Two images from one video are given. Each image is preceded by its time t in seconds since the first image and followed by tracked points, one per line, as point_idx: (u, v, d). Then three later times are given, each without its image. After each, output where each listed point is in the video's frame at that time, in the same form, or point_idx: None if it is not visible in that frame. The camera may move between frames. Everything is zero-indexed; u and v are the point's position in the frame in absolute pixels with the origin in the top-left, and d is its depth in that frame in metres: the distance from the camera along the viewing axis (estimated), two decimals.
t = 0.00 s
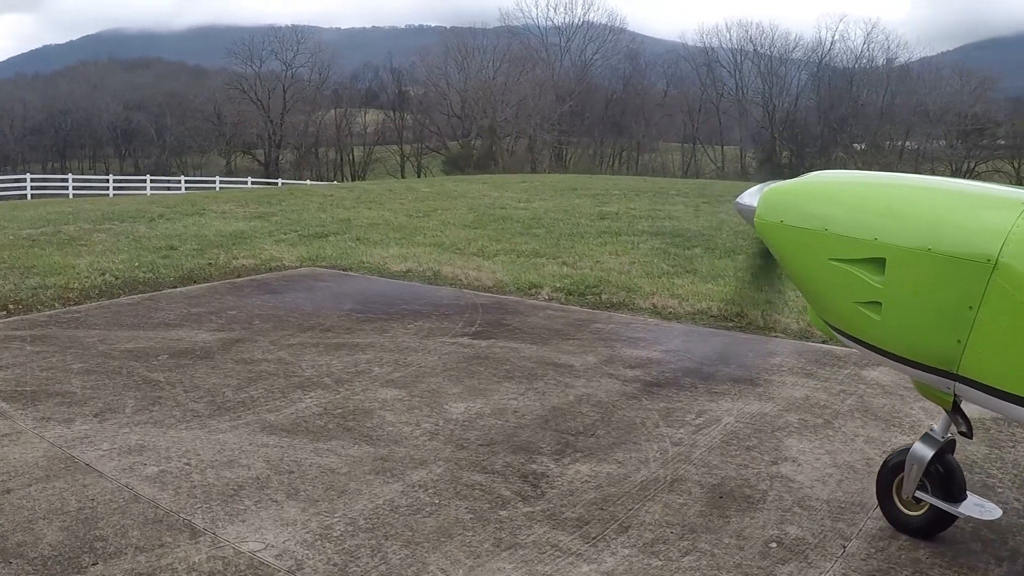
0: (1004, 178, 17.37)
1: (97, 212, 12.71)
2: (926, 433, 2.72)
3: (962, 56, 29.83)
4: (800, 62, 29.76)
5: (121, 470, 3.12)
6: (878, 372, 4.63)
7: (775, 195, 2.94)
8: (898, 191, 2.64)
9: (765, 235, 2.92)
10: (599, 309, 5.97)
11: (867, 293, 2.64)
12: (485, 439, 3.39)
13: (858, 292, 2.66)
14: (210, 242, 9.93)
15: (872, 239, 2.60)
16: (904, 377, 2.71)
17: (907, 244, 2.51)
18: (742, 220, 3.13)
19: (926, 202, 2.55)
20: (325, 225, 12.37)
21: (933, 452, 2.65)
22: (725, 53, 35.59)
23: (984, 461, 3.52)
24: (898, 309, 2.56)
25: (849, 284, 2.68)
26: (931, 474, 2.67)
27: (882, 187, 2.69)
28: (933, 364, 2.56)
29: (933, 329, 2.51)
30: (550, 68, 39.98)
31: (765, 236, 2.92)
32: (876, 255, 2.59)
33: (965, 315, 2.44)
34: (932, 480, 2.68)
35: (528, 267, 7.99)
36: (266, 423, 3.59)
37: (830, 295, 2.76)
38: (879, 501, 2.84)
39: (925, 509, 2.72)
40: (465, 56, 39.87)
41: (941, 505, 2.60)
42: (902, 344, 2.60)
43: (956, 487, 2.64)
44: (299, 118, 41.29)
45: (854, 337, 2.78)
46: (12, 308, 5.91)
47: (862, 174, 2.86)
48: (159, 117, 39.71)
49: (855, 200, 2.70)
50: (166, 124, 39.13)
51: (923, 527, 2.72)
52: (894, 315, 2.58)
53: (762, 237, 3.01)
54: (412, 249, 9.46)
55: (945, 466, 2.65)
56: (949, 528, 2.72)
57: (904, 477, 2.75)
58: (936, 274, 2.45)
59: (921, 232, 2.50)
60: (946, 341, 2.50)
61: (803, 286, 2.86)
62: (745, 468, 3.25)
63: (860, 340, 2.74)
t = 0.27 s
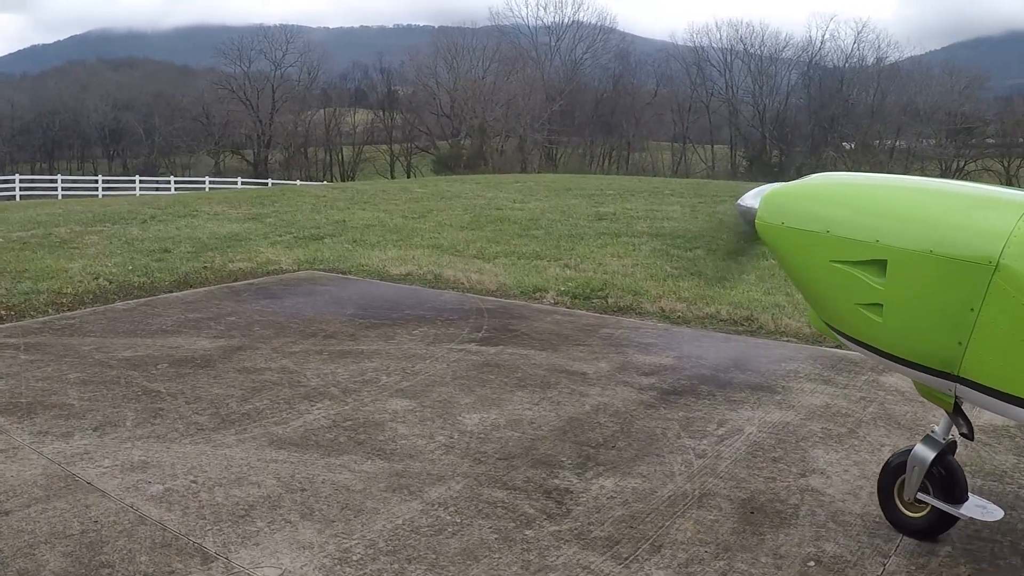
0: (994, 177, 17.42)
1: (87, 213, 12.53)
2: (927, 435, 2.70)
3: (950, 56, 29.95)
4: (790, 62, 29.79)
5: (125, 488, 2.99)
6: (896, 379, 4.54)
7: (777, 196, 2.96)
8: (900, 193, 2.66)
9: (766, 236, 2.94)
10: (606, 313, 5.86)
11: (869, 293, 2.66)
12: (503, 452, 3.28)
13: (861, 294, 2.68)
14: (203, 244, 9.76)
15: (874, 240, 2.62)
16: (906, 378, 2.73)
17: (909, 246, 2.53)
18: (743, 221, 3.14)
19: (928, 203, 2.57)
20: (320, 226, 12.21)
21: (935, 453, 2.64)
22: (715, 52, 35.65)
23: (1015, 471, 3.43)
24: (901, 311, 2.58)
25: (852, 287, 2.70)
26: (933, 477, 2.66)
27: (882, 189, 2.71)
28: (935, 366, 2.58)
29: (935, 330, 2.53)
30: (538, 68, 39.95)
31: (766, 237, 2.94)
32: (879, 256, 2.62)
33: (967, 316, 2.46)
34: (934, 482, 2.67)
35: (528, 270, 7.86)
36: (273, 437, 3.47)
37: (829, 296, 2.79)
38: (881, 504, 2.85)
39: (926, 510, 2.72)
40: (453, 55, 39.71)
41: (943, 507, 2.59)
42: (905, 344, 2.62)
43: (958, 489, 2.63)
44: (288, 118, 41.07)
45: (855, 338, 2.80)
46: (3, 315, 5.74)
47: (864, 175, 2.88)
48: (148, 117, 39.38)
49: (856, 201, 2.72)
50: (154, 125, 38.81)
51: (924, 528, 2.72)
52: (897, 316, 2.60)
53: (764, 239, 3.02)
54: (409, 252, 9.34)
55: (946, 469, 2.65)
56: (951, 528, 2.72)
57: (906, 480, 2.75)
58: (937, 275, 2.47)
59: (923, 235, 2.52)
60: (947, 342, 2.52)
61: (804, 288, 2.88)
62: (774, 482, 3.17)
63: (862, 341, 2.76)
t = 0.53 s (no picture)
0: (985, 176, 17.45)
1: (77, 215, 12.36)
2: (930, 433, 2.74)
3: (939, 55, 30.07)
4: (780, 62, 29.85)
5: (130, 507, 2.85)
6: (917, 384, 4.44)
7: (779, 195, 2.94)
8: (901, 193, 2.64)
9: (768, 236, 2.93)
10: (615, 318, 5.75)
11: (870, 293, 2.64)
12: (524, 466, 3.16)
13: (862, 295, 2.66)
14: (197, 247, 9.58)
15: (875, 241, 2.61)
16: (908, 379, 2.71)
17: (909, 245, 2.52)
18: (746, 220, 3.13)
19: (930, 203, 2.55)
20: (314, 228, 12.05)
21: (937, 453, 2.67)
22: (705, 53, 35.71)
23: None
24: (902, 311, 2.56)
25: (853, 287, 2.68)
26: (935, 478, 2.69)
27: (885, 189, 2.69)
28: (936, 366, 2.56)
29: (935, 330, 2.51)
30: (528, 68, 39.93)
31: (768, 237, 2.93)
32: (879, 257, 2.60)
33: (967, 316, 2.44)
34: (936, 482, 2.70)
35: (531, 272, 7.74)
36: (283, 450, 3.33)
37: (831, 296, 2.77)
38: (883, 503, 2.86)
39: (928, 511, 2.74)
40: (443, 55, 39.59)
41: (946, 507, 2.62)
42: (906, 344, 2.60)
43: (961, 489, 2.66)
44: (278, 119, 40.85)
45: (856, 338, 2.78)
46: None
47: (867, 176, 2.86)
48: (136, 117, 39.04)
49: (857, 200, 2.71)
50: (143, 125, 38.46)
51: (928, 528, 2.74)
52: (898, 316, 2.58)
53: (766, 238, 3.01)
54: (408, 254, 9.20)
55: (948, 468, 2.68)
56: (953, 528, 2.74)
57: (907, 480, 2.78)
58: (939, 275, 2.46)
59: (924, 234, 2.50)
60: (948, 342, 2.50)
61: (807, 288, 2.86)
62: (806, 494, 3.07)
63: (864, 341, 2.74)
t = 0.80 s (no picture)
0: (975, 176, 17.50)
1: (67, 216, 12.18)
2: (927, 436, 2.69)
3: (926, 54, 30.17)
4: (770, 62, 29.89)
5: (135, 527, 2.71)
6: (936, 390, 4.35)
7: (775, 196, 2.87)
8: (899, 193, 2.57)
9: (764, 236, 2.85)
10: (622, 322, 5.65)
11: (867, 293, 2.57)
12: (544, 479, 3.04)
13: (860, 295, 2.59)
14: (191, 249, 9.42)
15: (873, 242, 2.54)
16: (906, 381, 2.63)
17: (908, 245, 2.45)
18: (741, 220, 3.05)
19: (928, 204, 2.48)
20: (309, 229, 11.90)
21: (936, 454, 2.63)
22: (695, 52, 35.74)
23: None
24: (901, 312, 2.49)
25: (850, 288, 2.61)
26: (933, 479, 2.66)
27: (882, 188, 2.62)
28: (935, 368, 2.49)
29: (935, 332, 2.44)
30: (517, 67, 39.86)
31: (763, 237, 2.85)
32: (877, 257, 2.53)
33: (965, 318, 2.38)
34: (934, 484, 2.67)
35: (533, 275, 7.63)
36: (292, 464, 3.20)
37: (828, 297, 2.69)
38: (881, 504, 2.84)
39: (927, 512, 2.72)
40: (432, 54, 39.44)
41: (945, 508, 2.60)
42: (904, 346, 2.53)
43: (959, 490, 2.63)
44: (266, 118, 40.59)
45: (853, 340, 2.71)
46: None
47: (864, 175, 2.79)
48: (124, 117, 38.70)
49: (854, 200, 2.64)
50: (131, 124, 38.10)
51: (924, 529, 2.72)
52: (896, 318, 2.51)
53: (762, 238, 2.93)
54: (406, 256, 9.07)
55: (946, 469, 2.65)
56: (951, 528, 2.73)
57: (905, 481, 2.74)
58: (937, 276, 2.39)
59: (922, 234, 2.43)
60: (948, 344, 2.43)
61: (804, 289, 2.79)
62: (836, 507, 2.97)
63: (861, 343, 2.67)
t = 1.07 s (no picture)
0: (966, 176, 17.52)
1: (58, 218, 12.03)
2: (924, 434, 2.68)
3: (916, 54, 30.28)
4: (759, 63, 29.96)
5: (141, 545, 2.60)
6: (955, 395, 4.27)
7: (773, 194, 2.88)
8: (894, 192, 2.57)
9: (762, 236, 2.87)
10: (630, 326, 5.56)
11: (864, 292, 2.58)
12: (565, 491, 2.94)
13: (857, 294, 2.60)
14: (185, 251, 9.27)
15: (869, 241, 2.54)
16: (903, 379, 2.64)
17: (903, 245, 2.45)
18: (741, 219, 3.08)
19: (922, 203, 2.48)
20: (304, 231, 11.77)
21: (933, 454, 2.62)
22: (685, 53, 35.82)
23: None
24: (897, 311, 2.50)
25: (846, 287, 2.63)
26: (929, 477, 2.65)
27: (878, 187, 2.62)
28: (932, 366, 2.50)
29: (931, 330, 2.44)
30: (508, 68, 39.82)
31: (761, 238, 2.87)
32: (874, 257, 2.53)
33: (961, 316, 2.38)
34: (930, 482, 2.67)
35: (534, 277, 7.54)
36: (301, 476, 3.09)
37: (826, 296, 2.71)
38: (877, 502, 2.82)
39: (922, 511, 2.70)
40: (422, 56, 39.37)
41: (940, 507, 2.58)
42: (900, 345, 2.54)
43: (955, 488, 2.62)
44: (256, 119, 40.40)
45: (851, 338, 2.72)
46: None
47: (862, 173, 2.79)
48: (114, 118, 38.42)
49: (850, 200, 2.65)
50: (120, 126, 37.84)
51: (921, 528, 2.71)
52: (892, 317, 2.51)
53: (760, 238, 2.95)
54: (405, 258, 8.97)
55: (943, 467, 2.64)
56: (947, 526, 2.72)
57: (902, 480, 2.73)
58: (934, 275, 2.39)
59: (916, 233, 2.44)
60: (944, 343, 2.43)
61: (801, 288, 2.81)
62: (864, 518, 2.89)
63: (859, 341, 2.68)
